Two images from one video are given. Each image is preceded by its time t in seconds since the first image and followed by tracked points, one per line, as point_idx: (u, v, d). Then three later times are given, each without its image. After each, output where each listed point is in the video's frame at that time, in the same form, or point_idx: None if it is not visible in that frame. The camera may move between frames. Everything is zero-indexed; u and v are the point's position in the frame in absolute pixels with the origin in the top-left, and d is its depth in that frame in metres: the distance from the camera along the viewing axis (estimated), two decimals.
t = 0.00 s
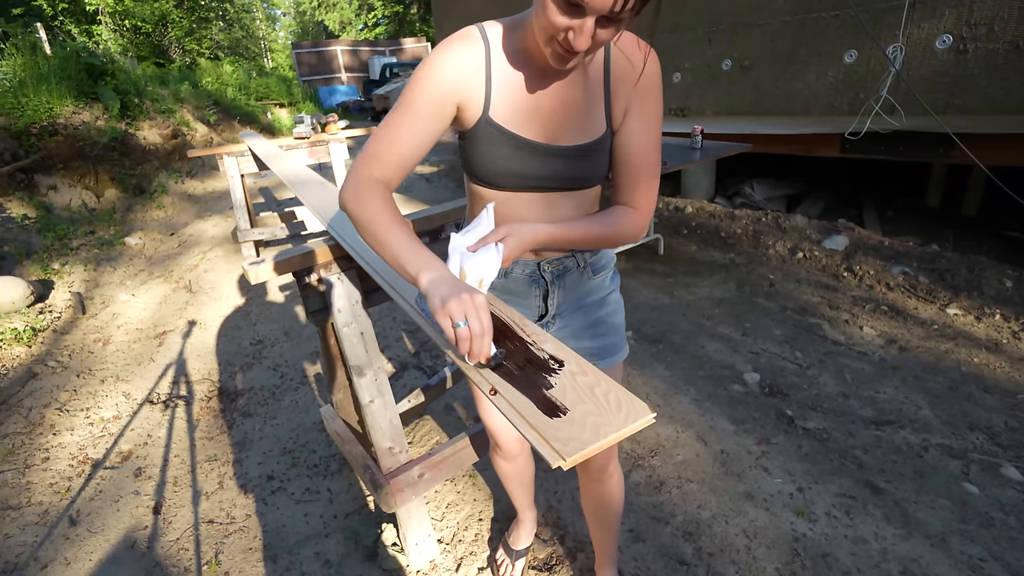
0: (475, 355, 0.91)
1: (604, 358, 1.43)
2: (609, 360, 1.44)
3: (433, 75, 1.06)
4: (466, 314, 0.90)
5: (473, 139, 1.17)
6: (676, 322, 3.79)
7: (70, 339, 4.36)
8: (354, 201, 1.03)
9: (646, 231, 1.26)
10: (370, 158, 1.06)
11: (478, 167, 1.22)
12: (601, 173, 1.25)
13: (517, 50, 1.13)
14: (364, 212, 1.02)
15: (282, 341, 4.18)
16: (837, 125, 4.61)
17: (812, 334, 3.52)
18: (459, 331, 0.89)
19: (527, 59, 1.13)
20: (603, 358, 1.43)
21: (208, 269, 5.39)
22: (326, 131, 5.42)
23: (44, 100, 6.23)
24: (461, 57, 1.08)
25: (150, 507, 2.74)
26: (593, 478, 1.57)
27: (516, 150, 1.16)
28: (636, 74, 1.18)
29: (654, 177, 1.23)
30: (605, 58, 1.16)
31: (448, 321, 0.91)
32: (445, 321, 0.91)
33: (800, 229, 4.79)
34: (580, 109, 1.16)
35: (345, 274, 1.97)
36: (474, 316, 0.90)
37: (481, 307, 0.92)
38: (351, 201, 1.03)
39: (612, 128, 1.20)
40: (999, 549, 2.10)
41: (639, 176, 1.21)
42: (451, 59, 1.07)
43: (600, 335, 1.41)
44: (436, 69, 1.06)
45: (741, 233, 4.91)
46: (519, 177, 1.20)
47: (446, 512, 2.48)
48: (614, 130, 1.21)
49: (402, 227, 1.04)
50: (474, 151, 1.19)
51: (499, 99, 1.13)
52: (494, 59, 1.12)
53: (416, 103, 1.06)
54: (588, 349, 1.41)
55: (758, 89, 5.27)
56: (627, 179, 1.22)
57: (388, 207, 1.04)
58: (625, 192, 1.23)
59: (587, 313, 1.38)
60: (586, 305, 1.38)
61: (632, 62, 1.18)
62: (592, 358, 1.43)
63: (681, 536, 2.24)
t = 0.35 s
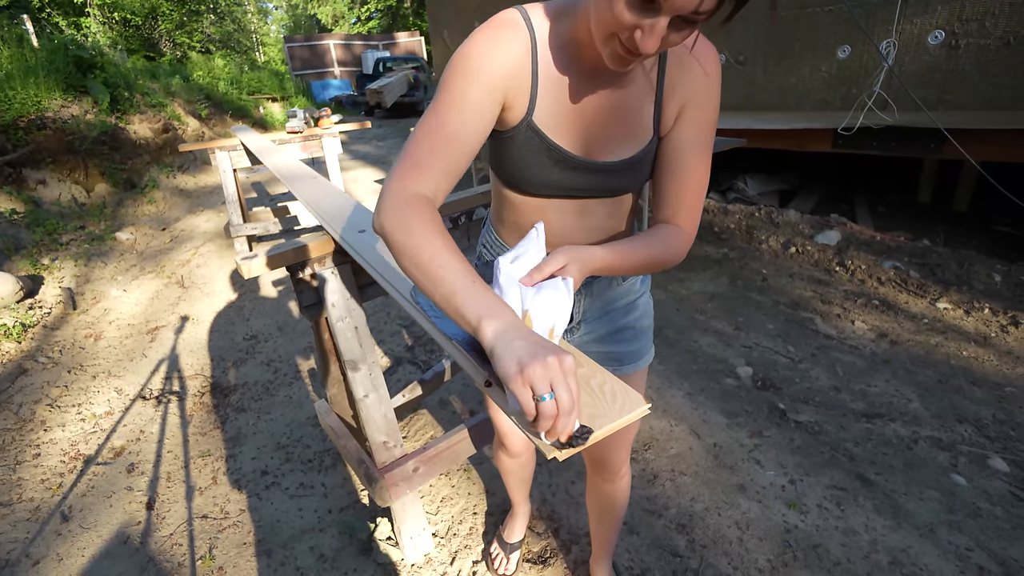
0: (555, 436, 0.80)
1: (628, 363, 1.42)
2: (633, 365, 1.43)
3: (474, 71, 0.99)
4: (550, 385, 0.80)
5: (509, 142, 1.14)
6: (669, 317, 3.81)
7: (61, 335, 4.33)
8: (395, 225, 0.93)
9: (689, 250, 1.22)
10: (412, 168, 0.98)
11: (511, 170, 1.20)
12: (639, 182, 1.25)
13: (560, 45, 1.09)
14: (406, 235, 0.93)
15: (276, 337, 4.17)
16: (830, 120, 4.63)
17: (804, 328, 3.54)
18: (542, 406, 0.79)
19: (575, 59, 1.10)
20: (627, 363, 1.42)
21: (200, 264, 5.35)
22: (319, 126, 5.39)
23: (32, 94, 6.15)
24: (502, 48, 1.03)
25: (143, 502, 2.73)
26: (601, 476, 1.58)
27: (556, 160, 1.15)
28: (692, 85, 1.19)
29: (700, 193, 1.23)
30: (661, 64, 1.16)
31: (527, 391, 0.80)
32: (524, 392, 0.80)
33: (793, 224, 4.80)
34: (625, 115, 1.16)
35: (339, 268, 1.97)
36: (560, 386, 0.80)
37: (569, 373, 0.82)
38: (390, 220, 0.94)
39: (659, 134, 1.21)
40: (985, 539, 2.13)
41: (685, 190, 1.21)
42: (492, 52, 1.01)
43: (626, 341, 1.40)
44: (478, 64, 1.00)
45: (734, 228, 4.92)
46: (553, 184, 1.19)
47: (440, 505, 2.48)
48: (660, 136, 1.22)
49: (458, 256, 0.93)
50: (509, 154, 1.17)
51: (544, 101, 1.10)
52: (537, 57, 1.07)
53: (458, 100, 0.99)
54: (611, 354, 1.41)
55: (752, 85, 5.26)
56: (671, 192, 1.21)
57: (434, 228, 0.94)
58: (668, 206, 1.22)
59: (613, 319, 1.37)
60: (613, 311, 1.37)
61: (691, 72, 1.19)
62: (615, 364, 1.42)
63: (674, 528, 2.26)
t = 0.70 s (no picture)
0: (475, 346, 0.95)
1: (634, 373, 1.41)
2: (640, 375, 1.42)
3: (455, 54, 1.04)
4: (469, 309, 0.93)
5: (509, 135, 1.15)
6: (666, 318, 3.82)
7: (55, 338, 4.31)
8: (354, 171, 1.06)
9: (700, 252, 1.28)
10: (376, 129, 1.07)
11: (516, 168, 1.20)
12: (653, 183, 1.26)
13: (563, 41, 1.11)
14: (361, 182, 1.05)
15: (272, 339, 4.16)
16: (824, 121, 4.62)
17: (800, 329, 3.55)
18: (461, 325, 0.93)
19: (581, 57, 1.11)
20: (634, 373, 1.41)
21: (195, 267, 5.33)
22: (315, 127, 5.37)
23: (26, 95, 6.12)
24: (491, 38, 1.06)
25: (138, 506, 2.72)
26: (599, 479, 1.58)
27: (558, 157, 1.15)
28: (705, 84, 1.18)
29: (717, 194, 1.23)
30: (674, 64, 1.14)
31: (452, 312, 0.94)
32: (450, 313, 0.94)
33: (789, 225, 4.80)
34: (633, 116, 1.15)
35: (335, 270, 1.97)
36: (479, 311, 0.94)
37: (485, 301, 0.95)
38: (349, 166, 1.06)
39: (670, 139, 1.21)
40: (981, 540, 2.13)
41: (701, 192, 1.21)
42: (480, 41, 1.05)
43: (634, 350, 1.39)
44: (460, 50, 1.04)
45: (730, 229, 4.93)
46: (558, 183, 1.19)
47: (437, 508, 2.48)
48: (672, 140, 1.22)
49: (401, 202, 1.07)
50: (512, 151, 1.17)
51: (544, 96, 1.12)
52: (537, 54, 1.10)
53: (433, 78, 1.04)
54: (619, 363, 1.39)
55: (748, 86, 5.31)
56: (687, 194, 1.23)
57: (384, 177, 1.06)
58: (683, 207, 1.25)
59: (620, 325, 1.37)
60: (621, 318, 1.37)
61: (705, 72, 1.17)
62: (621, 373, 1.41)
63: (671, 530, 2.26)
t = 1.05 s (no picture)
0: (555, 410, 0.83)
1: (638, 371, 1.42)
2: (643, 372, 1.43)
3: (481, 66, 0.98)
4: (553, 363, 0.81)
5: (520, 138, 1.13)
6: (670, 317, 3.81)
7: (61, 335, 4.34)
8: (397, 214, 0.93)
9: (703, 247, 1.29)
10: (415, 160, 0.97)
11: (523, 169, 1.20)
12: (658, 182, 1.26)
13: (571, 41, 1.09)
14: (406, 228, 0.92)
15: (277, 337, 4.17)
16: (831, 120, 4.59)
17: (805, 328, 3.54)
18: (544, 383, 0.80)
19: (589, 58, 1.10)
20: (637, 370, 1.42)
21: (201, 265, 5.35)
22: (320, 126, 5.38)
23: (32, 94, 6.15)
24: (510, 44, 1.01)
25: (144, 502, 2.73)
26: (603, 478, 1.59)
27: (568, 158, 1.14)
28: (709, 84, 1.20)
29: (717, 189, 1.26)
30: (680, 64, 1.16)
31: (531, 368, 0.82)
32: (529, 369, 0.82)
33: (794, 224, 4.78)
34: (640, 116, 1.16)
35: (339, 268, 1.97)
36: (564, 365, 0.82)
37: (570, 352, 0.83)
38: (391, 215, 0.93)
39: (676, 137, 1.22)
40: (986, 540, 2.13)
41: (703, 189, 1.24)
42: (500, 48, 1.00)
43: (637, 347, 1.40)
44: (486, 60, 0.98)
45: (735, 228, 4.92)
46: (567, 185, 1.19)
47: (441, 505, 2.48)
48: (677, 138, 1.23)
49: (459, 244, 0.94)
50: (522, 155, 1.16)
51: (557, 100, 1.10)
52: (550, 55, 1.07)
53: (465, 95, 0.97)
54: (623, 361, 1.40)
55: (754, 85, 5.29)
56: (690, 190, 1.25)
57: (435, 218, 0.93)
58: (685, 203, 1.26)
59: (625, 324, 1.37)
60: (625, 316, 1.37)
61: (709, 71, 1.19)
62: (626, 371, 1.42)
63: (675, 529, 2.26)
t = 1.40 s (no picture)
0: (532, 355, 0.90)
1: (630, 360, 1.42)
2: (636, 362, 1.43)
3: (469, 44, 0.98)
4: (530, 315, 0.87)
5: (517, 123, 1.12)
6: (661, 308, 3.83)
7: (48, 327, 4.29)
8: (375, 181, 0.97)
9: (699, 238, 1.31)
10: (395, 132, 0.99)
11: (521, 155, 1.19)
12: (656, 171, 1.27)
13: (572, 25, 1.08)
14: (388, 190, 0.97)
15: (267, 328, 4.15)
16: (822, 112, 4.60)
17: (795, 319, 3.57)
18: (523, 332, 0.87)
19: (590, 44, 1.09)
20: (630, 360, 1.42)
21: (190, 256, 5.30)
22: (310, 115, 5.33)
23: (15, 82, 6.04)
24: (502, 23, 1.00)
25: (133, 494, 2.72)
26: (594, 466, 1.59)
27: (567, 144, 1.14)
28: (710, 73, 1.20)
29: (716, 180, 1.27)
30: (683, 52, 1.15)
31: (510, 319, 0.88)
32: (508, 321, 0.88)
33: (785, 216, 4.80)
34: (639, 103, 1.15)
35: (329, 260, 1.95)
36: (540, 316, 0.87)
37: (544, 305, 0.88)
38: (369, 176, 0.97)
39: (676, 126, 1.22)
40: (968, 525, 2.16)
41: (701, 180, 1.25)
42: (491, 27, 0.99)
43: (630, 337, 1.40)
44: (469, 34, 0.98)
45: (726, 220, 4.93)
46: (564, 170, 1.19)
47: (432, 496, 2.49)
48: (677, 127, 1.23)
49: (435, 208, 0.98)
50: (520, 142, 1.16)
51: (554, 83, 1.10)
52: (548, 38, 1.06)
53: (451, 68, 0.98)
54: (616, 352, 1.40)
55: (745, 76, 5.29)
56: (689, 181, 1.26)
57: (410, 184, 0.98)
58: (683, 195, 1.28)
59: (618, 314, 1.37)
60: (619, 306, 1.37)
61: (710, 61, 1.19)
62: (619, 361, 1.42)
63: (665, 517, 2.28)
